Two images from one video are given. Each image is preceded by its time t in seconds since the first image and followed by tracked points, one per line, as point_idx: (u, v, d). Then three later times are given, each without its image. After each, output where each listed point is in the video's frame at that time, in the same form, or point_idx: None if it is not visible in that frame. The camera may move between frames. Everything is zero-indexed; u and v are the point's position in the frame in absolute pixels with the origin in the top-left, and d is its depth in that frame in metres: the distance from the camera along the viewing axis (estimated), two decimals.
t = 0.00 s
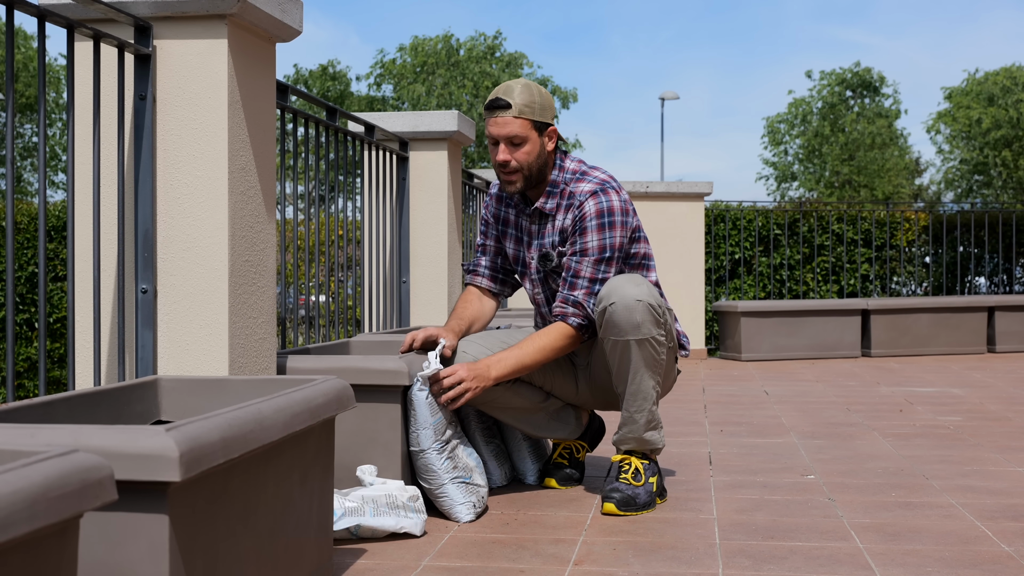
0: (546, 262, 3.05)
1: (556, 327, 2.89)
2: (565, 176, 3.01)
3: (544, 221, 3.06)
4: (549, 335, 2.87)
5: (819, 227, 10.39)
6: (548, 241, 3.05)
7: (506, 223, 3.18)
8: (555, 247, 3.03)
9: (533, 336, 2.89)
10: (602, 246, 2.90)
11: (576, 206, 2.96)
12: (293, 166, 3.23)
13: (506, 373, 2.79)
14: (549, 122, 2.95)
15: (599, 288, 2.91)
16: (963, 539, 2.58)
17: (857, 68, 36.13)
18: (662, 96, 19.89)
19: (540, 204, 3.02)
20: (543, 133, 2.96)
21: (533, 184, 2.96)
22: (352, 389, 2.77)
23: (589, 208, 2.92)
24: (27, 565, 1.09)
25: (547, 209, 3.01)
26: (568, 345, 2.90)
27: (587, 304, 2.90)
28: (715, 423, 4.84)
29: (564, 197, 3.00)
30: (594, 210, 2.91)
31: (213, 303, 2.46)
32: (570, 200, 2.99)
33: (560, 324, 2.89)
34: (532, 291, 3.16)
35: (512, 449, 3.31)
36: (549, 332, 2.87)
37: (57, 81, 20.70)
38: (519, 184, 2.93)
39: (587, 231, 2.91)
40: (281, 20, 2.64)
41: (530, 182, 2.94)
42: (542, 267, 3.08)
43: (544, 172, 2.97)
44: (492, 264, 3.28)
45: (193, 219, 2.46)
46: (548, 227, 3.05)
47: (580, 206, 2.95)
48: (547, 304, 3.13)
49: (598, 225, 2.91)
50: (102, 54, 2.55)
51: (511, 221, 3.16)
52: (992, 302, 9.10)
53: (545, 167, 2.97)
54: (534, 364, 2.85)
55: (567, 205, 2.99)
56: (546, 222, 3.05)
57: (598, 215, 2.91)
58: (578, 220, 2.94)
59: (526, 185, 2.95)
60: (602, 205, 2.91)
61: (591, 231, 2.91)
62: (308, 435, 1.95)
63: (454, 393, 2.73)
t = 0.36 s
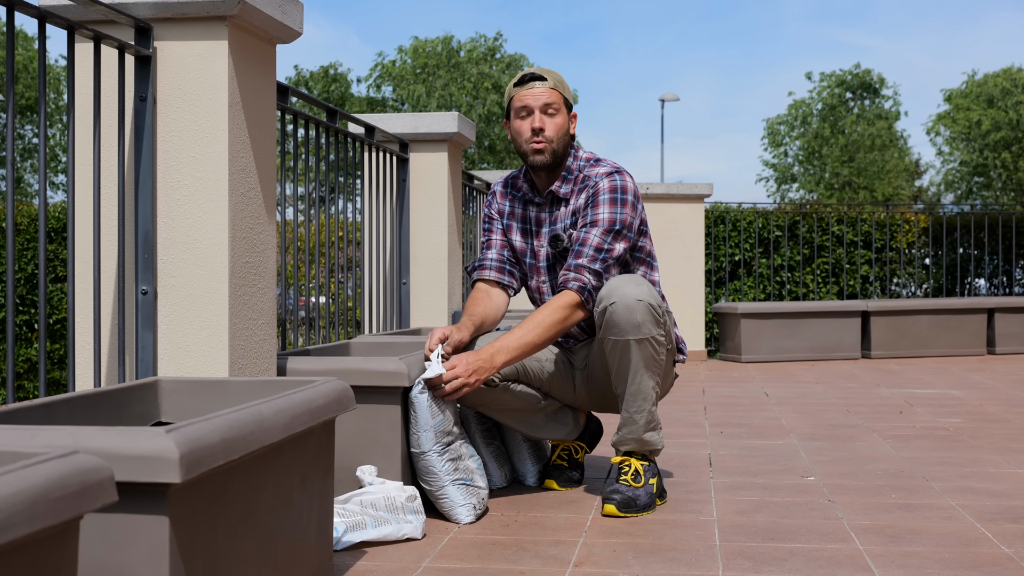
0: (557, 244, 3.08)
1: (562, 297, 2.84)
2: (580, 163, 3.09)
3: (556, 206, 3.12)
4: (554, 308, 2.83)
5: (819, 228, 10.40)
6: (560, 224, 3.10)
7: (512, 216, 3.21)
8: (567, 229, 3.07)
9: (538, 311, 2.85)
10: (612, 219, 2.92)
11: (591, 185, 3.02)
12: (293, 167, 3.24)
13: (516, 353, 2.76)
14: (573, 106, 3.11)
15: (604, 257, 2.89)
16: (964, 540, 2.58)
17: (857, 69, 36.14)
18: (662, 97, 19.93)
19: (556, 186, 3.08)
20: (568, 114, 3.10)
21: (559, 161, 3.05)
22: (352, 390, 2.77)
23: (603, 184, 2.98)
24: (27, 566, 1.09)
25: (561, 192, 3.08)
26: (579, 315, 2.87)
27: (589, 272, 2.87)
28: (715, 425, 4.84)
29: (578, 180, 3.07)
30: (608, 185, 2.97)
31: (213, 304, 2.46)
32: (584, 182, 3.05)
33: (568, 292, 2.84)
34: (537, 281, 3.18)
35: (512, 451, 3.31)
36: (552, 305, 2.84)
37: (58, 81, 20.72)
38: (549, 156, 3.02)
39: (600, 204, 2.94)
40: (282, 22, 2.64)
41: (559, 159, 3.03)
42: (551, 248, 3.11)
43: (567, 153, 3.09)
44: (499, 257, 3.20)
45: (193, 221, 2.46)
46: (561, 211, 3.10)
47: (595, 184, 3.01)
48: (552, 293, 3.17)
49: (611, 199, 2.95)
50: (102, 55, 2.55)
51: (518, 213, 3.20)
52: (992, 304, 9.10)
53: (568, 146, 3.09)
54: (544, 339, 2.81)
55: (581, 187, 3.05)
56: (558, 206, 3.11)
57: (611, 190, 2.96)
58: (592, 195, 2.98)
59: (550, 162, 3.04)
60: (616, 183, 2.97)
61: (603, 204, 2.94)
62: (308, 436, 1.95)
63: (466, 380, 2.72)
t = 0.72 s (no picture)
0: (567, 227, 3.07)
1: (604, 244, 2.82)
2: (577, 151, 3.15)
3: (562, 196, 3.12)
4: (597, 255, 2.81)
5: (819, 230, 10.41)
6: (567, 212, 3.11)
7: (516, 230, 3.21)
8: (577, 211, 3.07)
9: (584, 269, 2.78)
10: (621, 176, 2.96)
11: (590, 161, 3.07)
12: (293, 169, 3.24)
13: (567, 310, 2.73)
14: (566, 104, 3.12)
15: (626, 203, 2.89)
16: (963, 542, 2.58)
17: (857, 71, 36.17)
18: (663, 98, 19.97)
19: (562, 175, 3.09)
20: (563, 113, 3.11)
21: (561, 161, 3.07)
22: (352, 391, 2.77)
23: (602, 154, 3.05)
24: (27, 567, 1.09)
25: (568, 180, 3.08)
26: (628, 252, 2.82)
27: (617, 216, 2.87)
28: (715, 426, 4.84)
29: (579, 165, 3.11)
30: (606, 153, 3.04)
31: (213, 305, 2.46)
32: (584, 162, 3.10)
33: (606, 239, 2.83)
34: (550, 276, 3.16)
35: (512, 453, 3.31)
36: (594, 253, 2.81)
37: (58, 82, 20.71)
38: (555, 157, 3.01)
39: (605, 168, 3.00)
40: (282, 23, 2.64)
41: (564, 157, 3.04)
42: (562, 235, 3.11)
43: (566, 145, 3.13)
44: (514, 274, 3.18)
45: (192, 222, 2.47)
46: (568, 199, 3.11)
47: (594, 157, 3.07)
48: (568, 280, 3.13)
49: (613, 161, 3.01)
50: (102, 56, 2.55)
51: (523, 222, 3.20)
52: (992, 306, 9.10)
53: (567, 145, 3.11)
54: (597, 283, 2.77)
55: (581, 168, 3.10)
56: (566, 194, 3.11)
57: (611, 157, 3.02)
58: (595, 166, 3.03)
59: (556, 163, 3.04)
60: (614, 150, 3.05)
61: (607, 168, 2.99)
62: (308, 438, 1.95)
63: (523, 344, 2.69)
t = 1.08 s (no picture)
0: (568, 237, 3.07)
1: (610, 257, 2.85)
2: (576, 158, 3.13)
3: (563, 204, 3.11)
4: (603, 267, 2.84)
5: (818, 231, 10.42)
6: (568, 220, 3.10)
7: (517, 230, 3.22)
8: (578, 221, 3.07)
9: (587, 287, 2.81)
10: (621, 187, 2.96)
11: (589, 170, 3.06)
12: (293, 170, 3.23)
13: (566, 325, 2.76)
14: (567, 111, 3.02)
15: (626, 219, 2.90)
16: (963, 543, 2.58)
17: (857, 72, 36.20)
18: (663, 100, 20.02)
19: (563, 185, 3.08)
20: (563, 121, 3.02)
21: (561, 173, 3.02)
22: (352, 393, 2.77)
23: (601, 163, 3.03)
24: (27, 568, 1.09)
25: (570, 189, 3.07)
26: (635, 264, 2.85)
27: (621, 228, 2.89)
28: (715, 428, 4.84)
29: (581, 172, 3.09)
30: (605, 162, 3.02)
31: (212, 307, 2.46)
32: (583, 171, 3.09)
33: (612, 251, 2.86)
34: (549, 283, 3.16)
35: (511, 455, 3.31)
36: (601, 265, 2.84)
37: (58, 83, 20.74)
38: (553, 173, 2.98)
39: (604, 179, 2.99)
40: (281, 24, 2.65)
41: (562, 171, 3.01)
42: (563, 245, 3.11)
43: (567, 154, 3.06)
44: (512, 275, 3.22)
45: (192, 223, 2.47)
46: (568, 208, 3.10)
47: (593, 166, 3.05)
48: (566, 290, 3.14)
49: (612, 171, 3.00)
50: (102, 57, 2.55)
51: (523, 225, 3.20)
52: (992, 307, 9.10)
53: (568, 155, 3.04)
54: (604, 295, 2.80)
55: (581, 176, 3.08)
56: (566, 204, 3.10)
57: (611, 166, 3.01)
58: (594, 177, 3.02)
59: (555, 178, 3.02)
60: (614, 159, 3.03)
61: (607, 178, 2.98)
62: (307, 439, 1.95)
63: (526, 354, 2.69)
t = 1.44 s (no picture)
0: (567, 240, 3.07)
1: (611, 264, 2.85)
2: (577, 160, 3.13)
3: (562, 207, 3.11)
4: (604, 275, 2.83)
5: (818, 232, 10.43)
6: (568, 223, 3.10)
7: (519, 227, 3.21)
8: (578, 223, 3.07)
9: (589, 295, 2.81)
10: (620, 191, 2.95)
11: (588, 173, 3.05)
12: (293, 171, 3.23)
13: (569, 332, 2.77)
14: (553, 124, 2.94)
15: (626, 225, 2.90)
16: (963, 544, 2.58)
17: (857, 73, 36.21)
18: (663, 101, 20.04)
19: (561, 188, 3.07)
20: (547, 135, 2.95)
21: (539, 188, 2.99)
22: (351, 394, 2.77)
23: (600, 167, 3.02)
24: (27, 569, 1.09)
25: (567, 192, 3.07)
26: (636, 271, 2.86)
27: (621, 235, 2.89)
28: (714, 429, 4.84)
29: (580, 175, 3.08)
30: (605, 166, 3.01)
31: (212, 308, 2.46)
32: (582, 175, 3.08)
33: (612, 259, 2.86)
34: (548, 284, 3.17)
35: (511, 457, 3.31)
36: (602, 273, 2.83)
37: (58, 84, 20.75)
38: (526, 189, 2.96)
39: (603, 183, 2.98)
40: (281, 25, 2.65)
41: (540, 185, 2.97)
42: (563, 247, 3.11)
43: (554, 166, 3.01)
44: (515, 270, 3.25)
45: (192, 224, 2.47)
46: (567, 211, 3.11)
47: (592, 169, 3.04)
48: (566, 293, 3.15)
49: (612, 176, 2.99)
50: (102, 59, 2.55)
51: (524, 223, 3.19)
52: (992, 308, 9.10)
53: (551, 169, 2.98)
54: (607, 303, 2.81)
55: (580, 179, 3.08)
56: (565, 206, 3.11)
57: (610, 170, 3.00)
58: (592, 180, 3.02)
59: (539, 187, 3.00)
60: (613, 162, 3.02)
61: (607, 182, 2.98)
62: (307, 440, 1.95)
63: (533, 365, 2.72)
